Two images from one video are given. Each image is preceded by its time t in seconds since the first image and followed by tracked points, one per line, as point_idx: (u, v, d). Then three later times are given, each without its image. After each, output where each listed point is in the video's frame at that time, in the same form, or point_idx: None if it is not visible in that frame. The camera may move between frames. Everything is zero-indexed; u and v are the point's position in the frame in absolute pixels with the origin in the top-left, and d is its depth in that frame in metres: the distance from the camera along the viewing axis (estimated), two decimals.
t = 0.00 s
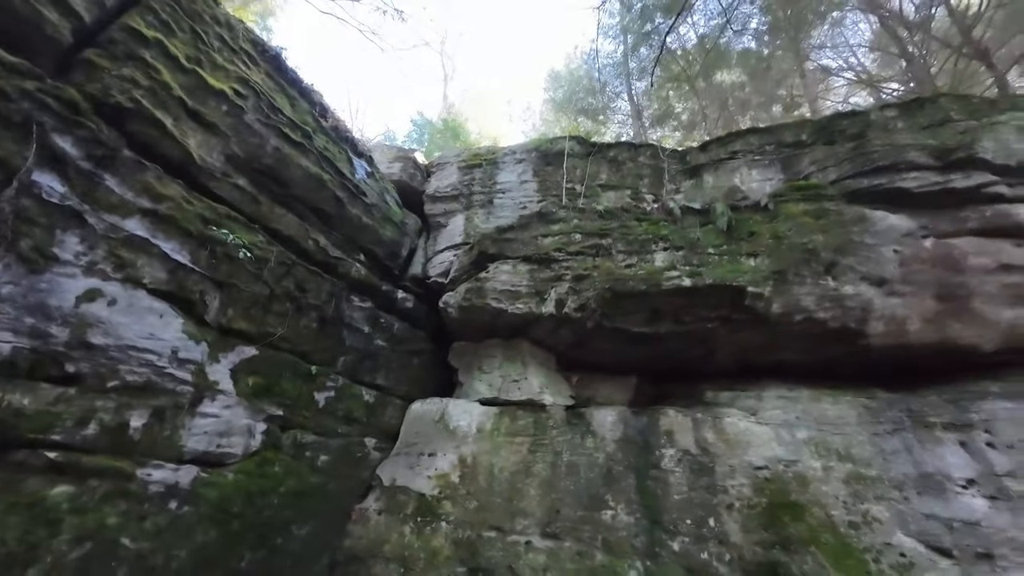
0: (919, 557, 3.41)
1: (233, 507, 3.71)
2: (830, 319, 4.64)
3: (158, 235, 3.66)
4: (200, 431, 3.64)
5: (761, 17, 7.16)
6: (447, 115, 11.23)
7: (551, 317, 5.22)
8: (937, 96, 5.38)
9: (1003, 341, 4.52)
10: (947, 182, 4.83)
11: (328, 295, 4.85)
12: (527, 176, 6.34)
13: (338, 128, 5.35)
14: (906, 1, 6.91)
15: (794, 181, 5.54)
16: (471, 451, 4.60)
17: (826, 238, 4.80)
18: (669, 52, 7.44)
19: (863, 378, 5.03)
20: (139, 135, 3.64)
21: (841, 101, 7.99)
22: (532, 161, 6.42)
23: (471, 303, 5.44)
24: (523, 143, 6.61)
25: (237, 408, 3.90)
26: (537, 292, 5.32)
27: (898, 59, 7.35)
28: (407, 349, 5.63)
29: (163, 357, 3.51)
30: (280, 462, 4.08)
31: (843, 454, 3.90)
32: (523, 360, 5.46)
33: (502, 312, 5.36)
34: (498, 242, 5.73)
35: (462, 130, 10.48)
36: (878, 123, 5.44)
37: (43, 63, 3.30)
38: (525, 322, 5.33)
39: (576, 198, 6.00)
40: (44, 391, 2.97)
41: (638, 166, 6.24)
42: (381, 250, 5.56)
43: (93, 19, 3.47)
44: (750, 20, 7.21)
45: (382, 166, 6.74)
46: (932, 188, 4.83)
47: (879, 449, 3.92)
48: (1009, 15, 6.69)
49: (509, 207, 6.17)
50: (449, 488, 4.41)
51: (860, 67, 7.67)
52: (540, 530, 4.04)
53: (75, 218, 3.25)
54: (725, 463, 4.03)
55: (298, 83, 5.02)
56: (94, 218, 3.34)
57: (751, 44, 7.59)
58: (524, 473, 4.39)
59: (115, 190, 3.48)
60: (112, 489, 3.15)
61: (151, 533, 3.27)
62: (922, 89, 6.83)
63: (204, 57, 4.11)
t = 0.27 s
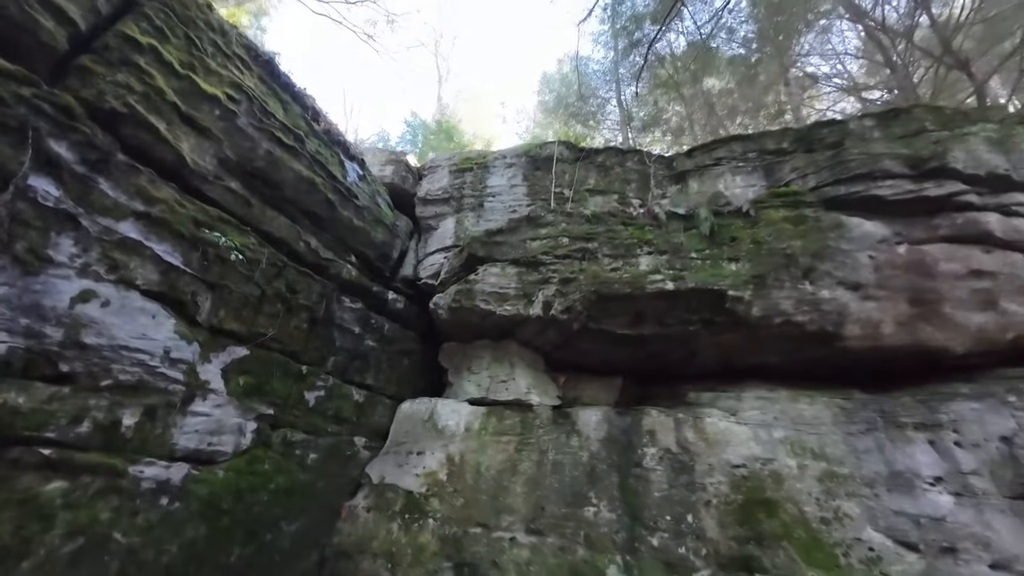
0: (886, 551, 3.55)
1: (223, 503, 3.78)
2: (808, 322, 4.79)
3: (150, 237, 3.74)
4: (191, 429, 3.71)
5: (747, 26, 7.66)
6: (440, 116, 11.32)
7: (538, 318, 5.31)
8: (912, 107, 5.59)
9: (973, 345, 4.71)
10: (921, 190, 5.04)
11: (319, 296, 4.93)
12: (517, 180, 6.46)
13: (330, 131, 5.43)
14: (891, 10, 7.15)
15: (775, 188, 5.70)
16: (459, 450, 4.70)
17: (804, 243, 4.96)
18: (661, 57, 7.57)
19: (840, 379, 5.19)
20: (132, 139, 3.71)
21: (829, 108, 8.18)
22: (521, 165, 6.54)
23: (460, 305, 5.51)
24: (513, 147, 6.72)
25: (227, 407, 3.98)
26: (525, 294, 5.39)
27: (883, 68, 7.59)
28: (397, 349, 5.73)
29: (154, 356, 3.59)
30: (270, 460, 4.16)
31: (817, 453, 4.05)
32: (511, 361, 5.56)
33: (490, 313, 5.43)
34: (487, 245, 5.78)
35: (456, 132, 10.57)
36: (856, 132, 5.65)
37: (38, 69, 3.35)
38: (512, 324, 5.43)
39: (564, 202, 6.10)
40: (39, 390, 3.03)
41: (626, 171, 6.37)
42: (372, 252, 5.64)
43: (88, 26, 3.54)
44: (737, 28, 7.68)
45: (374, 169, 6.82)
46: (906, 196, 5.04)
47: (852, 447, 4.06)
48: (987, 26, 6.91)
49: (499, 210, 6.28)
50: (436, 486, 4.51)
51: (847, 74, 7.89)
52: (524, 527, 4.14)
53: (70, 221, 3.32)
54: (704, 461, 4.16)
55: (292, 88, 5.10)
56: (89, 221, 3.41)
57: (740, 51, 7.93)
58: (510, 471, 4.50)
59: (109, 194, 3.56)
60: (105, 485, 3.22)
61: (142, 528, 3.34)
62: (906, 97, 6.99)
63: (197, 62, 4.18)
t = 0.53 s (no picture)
0: (862, 545, 3.66)
1: (215, 500, 3.84)
2: (791, 323, 4.89)
3: (144, 240, 3.79)
4: (184, 428, 3.78)
5: (739, 26, 7.58)
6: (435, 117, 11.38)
7: (528, 319, 5.38)
8: (894, 112, 5.75)
9: (951, 345, 4.84)
10: (901, 194, 5.16)
11: (312, 297, 4.99)
12: (508, 183, 6.54)
13: (323, 134, 5.49)
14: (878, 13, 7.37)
15: (761, 191, 5.81)
16: (449, 449, 4.78)
17: (788, 246, 5.07)
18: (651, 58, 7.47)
19: (823, 379, 5.32)
20: (126, 143, 3.77)
21: (820, 111, 8.53)
22: (513, 168, 6.62)
23: (451, 306, 5.56)
24: (505, 150, 6.79)
25: (220, 407, 4.04)
26: (514, 295, 5.46)
27: (872, 71, 7.84)
28: (389, 349, 5.80)
29: (148, 357, 3.64)
30: (262, 458, 4.22)
31: (798, 451, 4.15)
32: (501, 361, 5.63)
33: (481, 314, 5.49)
34: (478, 246, 5.76)
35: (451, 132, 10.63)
36: (840, 137, 5.85)
37: (33, 75, 3.40)
38: (502, 324, 5.49)
39: (554, 204, 6.18)
40: (34, 391, 3.07)
41: (617, 174, 6.47)
42: (365, 253, 5.70)
43: (82, 33, 3.57)
44: (731, 29, 7.63)
45: (367, 171, 6.88)
46: (886, 200, 5.16)
47: (832, 445, 4.17)
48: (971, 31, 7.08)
49: (491, 212, 6.36)
50: (426, 484, 4.58)
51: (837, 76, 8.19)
52: (512, 523, 4.22)
53: (64, 225, 3.37)
54: (689, 459, 4.26)
55: (285, 91, 5.15)
56: (83, 224, 3.46)
57: (731, 53, 7.93)
58: (499, 469, 4.58)
59: (104, 198, 3.61)
60: (100, 483, 3.27)
61: (135, 525, 3.40)
62: (893, 99, 7.17)
63: (190, 67, 4.23)
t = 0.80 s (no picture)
0: (841, 537, 3.74)
1: (206, 496, 3.89)
2: (776, 320, 4.97)
3: (133, 239, 3.83)
4: (174, 424, 3.83)
5: (730, 25, 7.78)
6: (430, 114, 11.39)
7: (517, 317, 5.42)
8: (880, 112, 5.83)
9: (933, 341, 4.92)
10: (884, 193, 5.25)
11: (303, 295, 5.03)
12: (499, 181, 6.59)
13: (314, 133, 5.54)
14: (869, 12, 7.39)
15: (749, 190, 5.88)
16: (439, 445, 4.84)
17: (773, 245, 5.15)
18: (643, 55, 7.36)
19: (810, 375, 5.39)
20: (115, 144, 3.80)
21: (812, 110, 8.39)
22: (504, 166, 6.67)
23: (443, 303, 5.61)
24: (496, 148, 6.84)
25: (210, 404, 4.08)
26: (504, 293, 5.51)
27: (864, 70, 7.86)
28: (381, 347, 5.85)
29: (137, 355, 3.68)
30: (253, 454, 4.27)
31: (781, 445, 4.23)
32: (492, 358, 5.69)
33: (471, 312, 5.54)
34: (471, 245, 5.83)
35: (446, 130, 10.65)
36: (826, 137, 5.93)
37: (22, 76, 3.44)
38: (492, 322, 5.54)
39: (545, 203, 6.23)
40: (23, 388, 3.11)
41: (607, 173, 6.54)
42: (357, 251, 5.73)
43: (69, 34, 3.62)
44: (722, 28, 7.81)
45: (360, 169, 6.92)
46: (870, 198, 5.25)
47: (815, 439, 4.25)
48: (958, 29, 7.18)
49: (482, 211, 6.41)
50: (416, 480, 4.64)
51: (830, 75, 8.18)
52: (500, 517, 4.28)
53: (53, 225, 3.40)
54: (674, 453, 4.33)
55: (276, 90, 5.20)
56: (72, 224, 3.49)
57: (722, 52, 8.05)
58: (488, 464, 4.63)
59: (93, 198, 3.64)
60: (90, 478, 3.32)
61: (125, 519, 3.44)
62: (884, 97, 7.11)
63: (180, 67, 4.28)
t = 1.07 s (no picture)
0: (816, 522, 3.82)
1: (192, 485, 3.93)
2: (758, 312, 5.04)
3: (117, 232, 3.86)
4: (160, 415, 3.87)
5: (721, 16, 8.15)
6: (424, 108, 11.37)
7: (504, 309, 5.47)
8: (864, 105, 5.89)
9: (912, 332, 5.01)
10: (865, 186, 5.32)
11: (290, 288, 5.07)
12: (488, 175, 6.63)
13: (301, 126, 5.56)
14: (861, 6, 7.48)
15: (734, 183, 5.94)
16: (426, 435, 4.90)
17: (756, 237, 5.22)
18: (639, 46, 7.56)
19: (794, 366, 5.47)
20: (97, 137, 3.83)
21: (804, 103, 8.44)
22: (492, 160, 6.71)
23: (431, 296, 5.65)
24: (485, 142, 6.88)
25: (196, 395, 4.13)
26: (491, 286, 5.55)
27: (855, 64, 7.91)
28: (370, 340, 5.89)
29: (122, 346, 3.72)
30: (240, 445, 4.32)
31: (760, 434, 4.31)
32: (479, 350, 5.74)
33: (459, 305, 5.59)
34: (458, 238, 5.86)
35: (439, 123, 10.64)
36: (810, 130, 5.95)
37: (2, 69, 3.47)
38: (479, 314, 5.58)
39: (532, 196, 6.27)
40: (6, 378, 3.16)
41: (595, 166, 6.59)
42: (345, 245, 5.76)
43: (51, 25, 3.71)
44: (713, 20, 8.26)
45: (348, 163, 6.94)
46: (851, 191, 5.32)
47: (794, 428, 4.33)
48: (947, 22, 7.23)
49: (470, 204, 6.45)
50: (402, 469, 4.70)
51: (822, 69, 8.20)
52: (484, 505, 4.35)
53: (35, 218, 3.42)
54: (655, 442, 4.41)
55: (262, 84, 5.23)
56: (54, 217, 3.52)
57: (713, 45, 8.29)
58: (474, 454, 4.70)
59: (76, 190, 3.67)
60: (76, 466, 3.37)
61: (110, 507, 3.49)
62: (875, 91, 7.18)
63: (163, 60, 4.32)
